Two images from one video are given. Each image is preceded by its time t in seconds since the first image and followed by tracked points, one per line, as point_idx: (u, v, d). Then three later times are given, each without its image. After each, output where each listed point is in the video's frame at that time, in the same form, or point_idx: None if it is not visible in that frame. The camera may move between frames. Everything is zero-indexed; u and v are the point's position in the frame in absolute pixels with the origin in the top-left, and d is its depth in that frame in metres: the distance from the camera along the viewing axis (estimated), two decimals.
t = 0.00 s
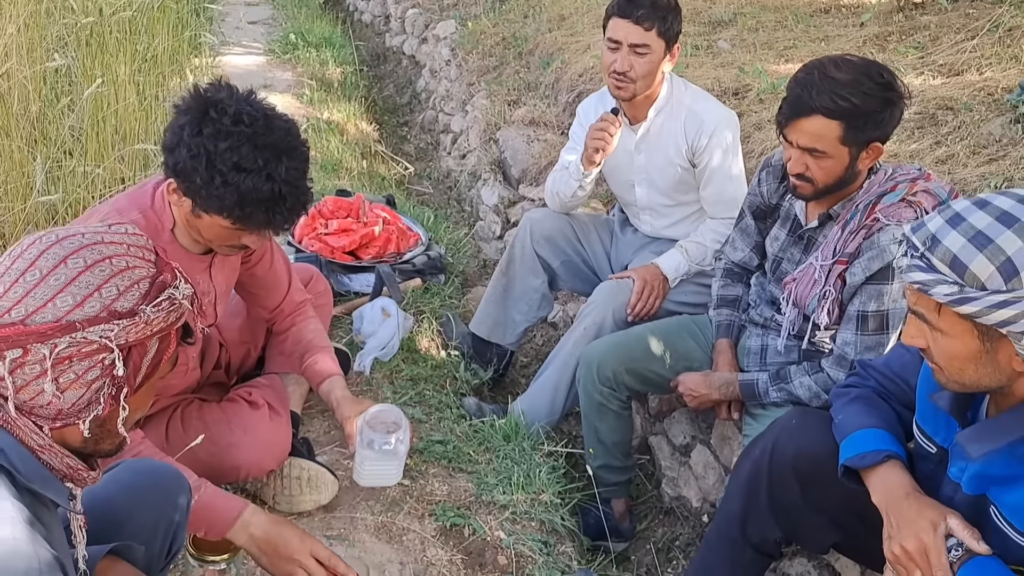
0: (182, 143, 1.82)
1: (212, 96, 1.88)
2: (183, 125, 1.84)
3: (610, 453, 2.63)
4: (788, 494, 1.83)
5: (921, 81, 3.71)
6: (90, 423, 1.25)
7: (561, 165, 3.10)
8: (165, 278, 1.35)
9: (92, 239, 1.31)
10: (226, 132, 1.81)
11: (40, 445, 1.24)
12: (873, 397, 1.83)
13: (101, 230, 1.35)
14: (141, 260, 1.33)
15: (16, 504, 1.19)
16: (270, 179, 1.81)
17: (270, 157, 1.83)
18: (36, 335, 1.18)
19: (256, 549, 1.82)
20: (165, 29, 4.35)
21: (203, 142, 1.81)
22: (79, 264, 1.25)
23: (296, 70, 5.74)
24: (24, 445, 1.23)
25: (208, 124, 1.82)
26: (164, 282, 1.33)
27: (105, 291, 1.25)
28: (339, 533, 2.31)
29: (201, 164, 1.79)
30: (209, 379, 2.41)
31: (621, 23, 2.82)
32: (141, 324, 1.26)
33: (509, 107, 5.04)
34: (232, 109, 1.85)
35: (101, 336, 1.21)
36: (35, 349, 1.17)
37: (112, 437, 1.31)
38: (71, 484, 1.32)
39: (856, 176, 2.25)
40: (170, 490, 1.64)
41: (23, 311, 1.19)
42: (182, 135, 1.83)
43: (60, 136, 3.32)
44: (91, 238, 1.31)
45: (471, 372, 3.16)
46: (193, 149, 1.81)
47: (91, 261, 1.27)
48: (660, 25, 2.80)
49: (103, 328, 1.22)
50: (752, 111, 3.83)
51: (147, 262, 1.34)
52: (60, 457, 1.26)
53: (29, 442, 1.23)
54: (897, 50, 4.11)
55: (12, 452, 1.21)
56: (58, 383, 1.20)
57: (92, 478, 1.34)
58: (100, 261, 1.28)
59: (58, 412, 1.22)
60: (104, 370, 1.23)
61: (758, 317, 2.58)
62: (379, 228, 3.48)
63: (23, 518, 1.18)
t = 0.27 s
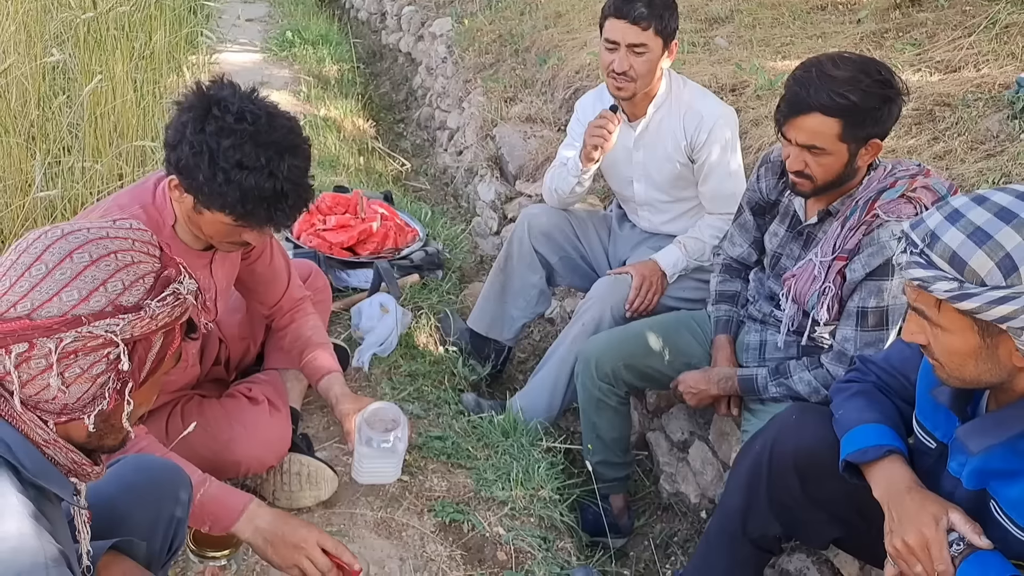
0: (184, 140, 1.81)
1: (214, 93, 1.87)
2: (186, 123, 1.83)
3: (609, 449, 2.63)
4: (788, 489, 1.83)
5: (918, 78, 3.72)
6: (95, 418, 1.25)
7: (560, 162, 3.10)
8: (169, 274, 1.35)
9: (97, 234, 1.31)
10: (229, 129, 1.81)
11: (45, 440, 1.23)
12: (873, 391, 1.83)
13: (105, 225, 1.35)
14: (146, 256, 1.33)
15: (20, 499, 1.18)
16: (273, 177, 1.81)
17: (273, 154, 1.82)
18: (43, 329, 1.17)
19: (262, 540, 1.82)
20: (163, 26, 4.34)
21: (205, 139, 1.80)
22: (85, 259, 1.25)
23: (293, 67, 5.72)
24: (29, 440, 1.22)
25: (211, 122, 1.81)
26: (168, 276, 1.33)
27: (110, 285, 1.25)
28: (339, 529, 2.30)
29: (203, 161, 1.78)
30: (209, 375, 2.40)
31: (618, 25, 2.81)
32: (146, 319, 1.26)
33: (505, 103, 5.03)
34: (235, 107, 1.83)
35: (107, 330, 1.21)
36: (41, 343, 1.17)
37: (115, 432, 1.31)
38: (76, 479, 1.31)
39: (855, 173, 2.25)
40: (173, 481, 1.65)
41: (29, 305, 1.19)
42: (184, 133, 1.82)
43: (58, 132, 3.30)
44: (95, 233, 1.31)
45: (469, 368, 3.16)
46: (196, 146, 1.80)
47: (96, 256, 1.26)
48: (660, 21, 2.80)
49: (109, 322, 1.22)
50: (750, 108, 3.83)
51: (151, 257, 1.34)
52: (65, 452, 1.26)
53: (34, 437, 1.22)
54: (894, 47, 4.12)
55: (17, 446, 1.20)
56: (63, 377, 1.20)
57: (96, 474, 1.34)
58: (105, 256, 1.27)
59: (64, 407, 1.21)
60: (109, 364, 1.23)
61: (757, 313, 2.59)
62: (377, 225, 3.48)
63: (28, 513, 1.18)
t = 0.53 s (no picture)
0: (187, 138, 1.81)
1: (216, 91, 1.87)
2: (188, 121, 1.83)
3: (607, 445, 2.63)
4: (788, 485, 1.84)
5: (915, 75, 3.73)
6: (99, 413, 1.24)
7: (557, 159, 3.10)
8: (174, 269, 1.35)
9: (102, 229, 1.32)
10: (231, 127, 1.80)
11: (50, 433, 1.22)
12: (872, 387, 1.84)
13: (111, 221, 1.36)
14: (151, 251, 1.34)
15: (29, 492, 1.17)
16: (275, 175, 1.80)
17: (276, 152, 1.82)
18: (45, 321, 1.18)
19: (266, 532, 1.83)
20: (160, 23, 4.33)
21: (208, 137, 1.79)
22: (88, 253, 1.26)
23: (289, 64, 5.72)
24: (35, 433, 1.22)
25: (214, 120, 1.81)
26: (173, 272, 1.34)
27: (113, 279, 1.26)
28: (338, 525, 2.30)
29: (206, 159, 1.78)
30: (208, 372, 2.39)
31: (615, 22, 2.81)
32: (148, 312, 1.26)
33: (502, 100, 5.03)
34: (237, 105, 1.83)
35: (108, 323, 1.21)
36: (43, 335, 1.17)
37: (120, 428, 1.30)
38: (82, 475, 1.31)
39: (854, 171, 2.26)
40: (175, 475, 1.65)
41: (33, 298, 1.20)
42: (186, 130, 1.82)
43: (56, 129, 3.30)
44: (100, 228, 1.32)
45: (467, 365, 3.16)
46: (199, 144, 1.79)
47: (99, 250, 1.28)
48: (657, 19, 2.80)
49: (110, 314, 1.22)
50: (747, 105, 3.83)
51: (157, 253, 1.35)
52: (71, 447, 1.25)
53: (40, 431, 1.22)
54: (890, 44, 4.13)
55: (23, 439, 1.20)
56: (65, 370, 1.20)
57: (102, 470, 1.33)
58: (109, 250, 1.29)
59: (68, 401, 1.21)
60: (111, 357, 1.23)
61: (755, 309, 2.59)
62: (375, 222, 3.47)
63: (37, 506, 1.17)
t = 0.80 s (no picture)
0: (188, 138, 1.81)
1: (216, 92, 1.87)
2: (188, 122, 1.82)
3: (604, 443, 2.63)
4: (786, 483, 1.84)
5: (910, 74, 3.74)
6: (95, 411, 1.24)
7: (554, 158, 3.10)
8: (173, 268, 1.35)
9: (101, 228, 1.33)
10: (232, 128, 1.80)
11: (50, 429, 1.23)
12: (869, 385, 1.84)
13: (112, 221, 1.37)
14: (150, 250, 1.34)
15: (33, 487, 1.17)
16: (275, 175, 1.80)
17: (276, 152, 1.82)
18: (39, 316, 1.18)
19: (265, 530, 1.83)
20: (156, 22, 4.33)
21: (209, 137, 1.79)
22: (84, 250, 1.27)
23: (286, 64, 5.71)
24: (35, 429, 1.22)
25: (214, 120, 1.81)
26: (171, 270, 1.33)
27: (108, 275, 1.26)
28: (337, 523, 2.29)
29: (207, 159, 1.78)
30: (208, 371, 2.39)
31: (611, 21, 2.81)
32: (142, 309, 1.26)
33: (497, 100, 5.03)
34: (238, 106, 1.83)
35: (101, 318, 1.21)
36: (37, 330, 1.17)
37: (118, 427, 1.30)
38: (84, 471, 1.31)
39: (849, 170, 2.27)
40: (176, 474, 1.65)
41: (29, 294, 1.21)
42: (187, 131, 1.82)
43: (54, 129, 3.30)
44: (99, 226, 1.33)
45: (464, 363, 3.16)
46: (199, 144, 1.79)
47: (96, 247, 1.28)
48: (652, 17, 2.80)
49: (103, 310, 1.22)
50: (742, 104, 3.84)
51: (156, 252, 1.35)
52: (72, 442, 1.26)
53: (39, 426, 1.22)
54: (885, 44, 4.14)
55: (26, 436, 1.20)
56: (59, 366, 1.19)
57: (102, 467, 1.34)
58: (106, 248, 1.29)
59: (63, 398, 1.21)
60: (105, 354, 1.22)
61: (752, 308, 2.60)
62: (372, 221, 3.47)
63: (43, 502, 1.17)
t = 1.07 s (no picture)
0: (187, 140, 1.82)
1: (216, 93, 1.87)
2: (188, 123, 1.83)
3: (600, 442, 2.64)
4: (781, 483, 1.86)
5: (904, 75, 3.76)
6: (91, 409, 1.25)
7: (550, 158, 3.11)
8: (170, 269, 1.36)
9: (99, 228, 1.33)
10: (231, 129, 1.81)
11: (48, 427, 1.24)
12: (864, 384, 1.86)
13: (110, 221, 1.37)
14: (147, 251, 1.35)
15: (33, 485, 1.18)
16: (274, 176, 1.81)
17: (275, 153, 1.82)
18: (35, 315, 1.19)
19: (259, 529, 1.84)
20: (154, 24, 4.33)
21: (208, 138, 1.80)
22: (81, 250, 1.27)
23: (282, 65, 5.71)
24: (34, 428, 1.23)
25: (213, 122, 1.81)
26: (167, 271, 1.34)
27: (104, 275, 1.26)
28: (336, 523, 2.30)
29: (206, 160, 1.79)
30: (207, 371, 2.39)
31: (606, 22, 2.82)
32: (137, 308, 1.26)
33: (493, 100, 5.04)
34: (237, 107, 1.84)
35: (97, 317, 1.22)
36: (33, 329, 1.18)
37: (115, 427, 1.32)
38: (82, 469, 1.33)
39: (844, 171, 2.28)
40: (172, 476, 1.65)
41: (27, 293, 1.21)
42: (187, 133, 1.83)
43: (52, 130, 3.31)
44: (98, 227, 1.33)
45: (461, 363, 3.17)
46: (199, 146, 1.80)
47: (94, 247, 1.28)
48: (647, 18, 2.81)
49: (99, 310, 1.22)
50: (738, 104, 3.85)
51: (153, 253, 1.35)
52: (69, 439, 1.27)
53: (37, 424, 1.23)
54: (880, 44, 4.16)
55: (24, 434, 1.21)
56: (55, 365, 1.20)
57: (99, 465, 1.35)
58: (104, 248, 1.29)
59: (60, 397, 1.22)
60: (100, 353, 1.23)
61: (747, 308, 2.61)
62: (369, 221, 3.48)
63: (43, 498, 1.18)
